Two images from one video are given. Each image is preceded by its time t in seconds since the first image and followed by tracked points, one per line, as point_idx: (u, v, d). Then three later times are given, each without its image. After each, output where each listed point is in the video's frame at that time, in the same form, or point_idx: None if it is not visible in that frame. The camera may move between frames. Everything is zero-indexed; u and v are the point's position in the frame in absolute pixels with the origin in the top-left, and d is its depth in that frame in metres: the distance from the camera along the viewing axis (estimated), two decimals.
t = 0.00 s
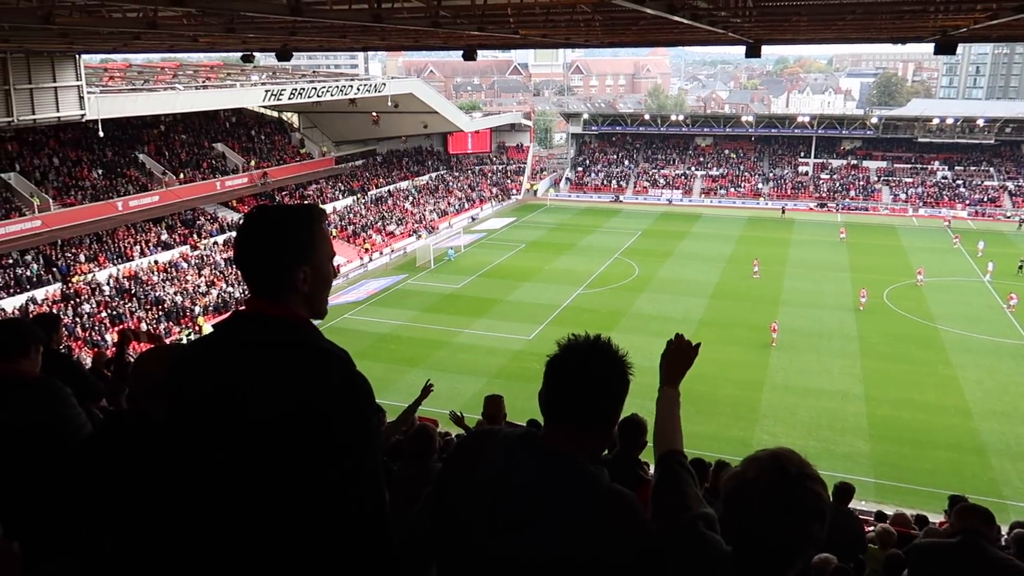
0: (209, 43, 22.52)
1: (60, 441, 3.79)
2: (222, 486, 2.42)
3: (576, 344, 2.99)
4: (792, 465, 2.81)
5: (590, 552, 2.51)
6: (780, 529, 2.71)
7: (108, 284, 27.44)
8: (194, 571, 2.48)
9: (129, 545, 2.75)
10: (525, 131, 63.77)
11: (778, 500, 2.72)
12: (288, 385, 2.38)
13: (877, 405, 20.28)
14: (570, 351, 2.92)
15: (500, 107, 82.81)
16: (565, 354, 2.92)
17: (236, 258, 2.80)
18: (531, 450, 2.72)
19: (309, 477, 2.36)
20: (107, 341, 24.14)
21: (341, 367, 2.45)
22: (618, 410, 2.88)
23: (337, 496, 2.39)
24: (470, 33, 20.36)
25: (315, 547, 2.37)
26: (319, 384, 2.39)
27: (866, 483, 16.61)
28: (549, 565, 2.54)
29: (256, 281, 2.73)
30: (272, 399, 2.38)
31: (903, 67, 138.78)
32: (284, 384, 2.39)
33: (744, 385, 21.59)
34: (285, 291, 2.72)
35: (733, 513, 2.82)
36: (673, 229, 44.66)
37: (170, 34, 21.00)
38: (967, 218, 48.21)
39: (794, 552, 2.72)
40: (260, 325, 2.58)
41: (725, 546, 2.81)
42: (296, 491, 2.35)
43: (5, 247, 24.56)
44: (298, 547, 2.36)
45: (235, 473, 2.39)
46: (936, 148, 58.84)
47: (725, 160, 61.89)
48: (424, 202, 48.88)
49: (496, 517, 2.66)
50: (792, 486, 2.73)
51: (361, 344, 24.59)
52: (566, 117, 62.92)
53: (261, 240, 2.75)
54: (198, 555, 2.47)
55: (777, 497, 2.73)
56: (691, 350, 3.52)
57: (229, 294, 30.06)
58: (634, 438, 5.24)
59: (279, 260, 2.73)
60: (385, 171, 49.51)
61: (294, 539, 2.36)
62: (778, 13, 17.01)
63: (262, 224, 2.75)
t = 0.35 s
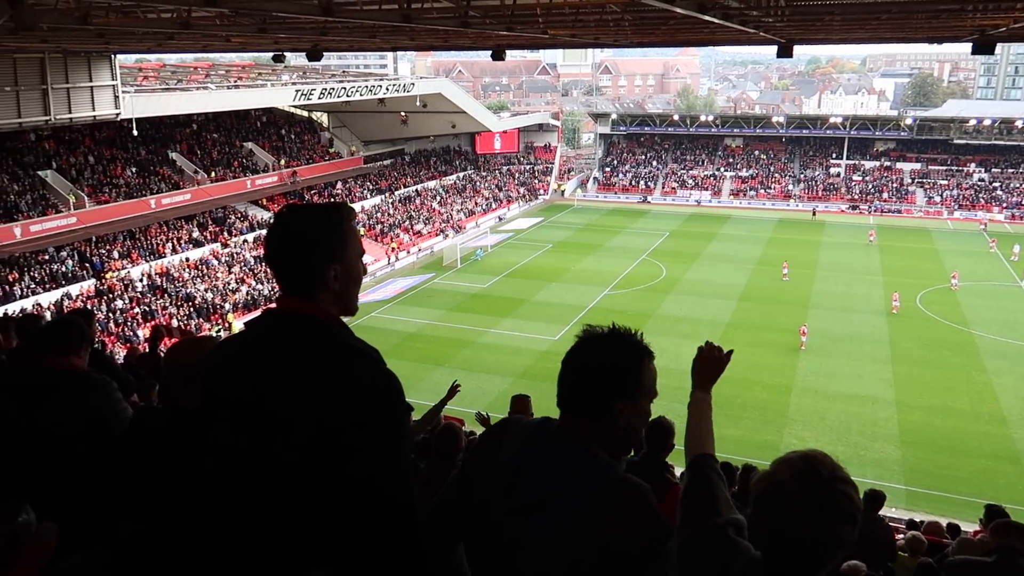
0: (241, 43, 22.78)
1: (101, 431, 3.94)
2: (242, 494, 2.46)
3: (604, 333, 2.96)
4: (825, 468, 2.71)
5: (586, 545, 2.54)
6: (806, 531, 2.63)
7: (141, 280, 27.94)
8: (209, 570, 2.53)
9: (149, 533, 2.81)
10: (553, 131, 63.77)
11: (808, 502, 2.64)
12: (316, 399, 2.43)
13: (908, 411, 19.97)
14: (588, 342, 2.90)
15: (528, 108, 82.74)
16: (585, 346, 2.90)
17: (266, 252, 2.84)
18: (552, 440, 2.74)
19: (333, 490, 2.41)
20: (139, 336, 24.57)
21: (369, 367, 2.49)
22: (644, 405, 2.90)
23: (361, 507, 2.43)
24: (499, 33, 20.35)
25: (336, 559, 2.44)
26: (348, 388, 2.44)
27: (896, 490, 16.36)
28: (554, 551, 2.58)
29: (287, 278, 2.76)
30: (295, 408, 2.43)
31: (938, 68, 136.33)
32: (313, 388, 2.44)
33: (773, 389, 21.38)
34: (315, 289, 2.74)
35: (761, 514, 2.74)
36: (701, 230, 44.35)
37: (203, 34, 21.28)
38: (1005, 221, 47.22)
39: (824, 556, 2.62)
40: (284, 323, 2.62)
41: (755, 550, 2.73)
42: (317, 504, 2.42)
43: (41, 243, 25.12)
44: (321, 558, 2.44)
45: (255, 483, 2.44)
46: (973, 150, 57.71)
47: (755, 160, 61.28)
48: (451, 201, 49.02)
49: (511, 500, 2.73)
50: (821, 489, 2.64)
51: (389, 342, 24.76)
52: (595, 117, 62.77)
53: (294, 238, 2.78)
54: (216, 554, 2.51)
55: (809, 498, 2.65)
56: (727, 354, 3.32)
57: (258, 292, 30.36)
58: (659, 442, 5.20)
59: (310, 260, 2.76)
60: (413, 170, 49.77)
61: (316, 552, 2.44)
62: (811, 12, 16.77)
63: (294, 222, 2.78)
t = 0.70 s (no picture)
0: (271, 43, 23.04)
1: (140, 426, 3.96)
2: (280, 497, 2.56)
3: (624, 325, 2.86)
4: (852, 470, 2.58)
5: (580, 539, 2.33)
6: (831, 534, 2.52)
7: (171, 276, 28.36)
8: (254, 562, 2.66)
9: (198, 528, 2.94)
10: (580, 131, 63.75)
11: (836, 504, 2.51)
12: (337, 399, 2.49)
13: (940, 417, 19.67)
14: (606, 337, 2.79)
15: (556, 107, 82.72)
16: (602, 338, 2.79)
17: (299, 250, 2.93)
18: (567, 429, 2.57)
19: (356, 487, 2.47)
20: (168, 331, 24.94)
21: (394, 364, 2.52)
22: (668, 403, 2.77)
23: (386, 503, 2.47)
24: (527, 33, 20.36)
25: (368, 556, 2.50)
26: (370, 388, 2.48)
27: (926, 497, 16.11)
28: (547, 541, 2.38)
29: (320, 276, 2.82)
30: (318, 408, 2.52)
31: (974, 67, 133.87)
32: (340, 391, 2.49)
33: (800, 393, 21.18)
34: (348, 287, 2.80)
35: (786, 516, 2.62)
36: (729, 231, 44.03)
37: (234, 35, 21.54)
38: None
39: (849, 559, 2.51)
40: (312, 322, 2.71)
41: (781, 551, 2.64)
42: (344, 501, 2.48)
43: (75, 238, 25.66)
44: (350, 557, 2.51)
45: (289, 485, 2.55)
46: (1009, 151, 56.62)
47: (784, 161, 60.79)
48: (478, 201, 49.14)
49: (517, 484, 2.52)
50: (849, 492, 2.51)
51: (414, 340, 24.92)
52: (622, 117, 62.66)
53: (324, 237, 2.85)
54: (260, 550, 2.64)
55: (837, 500, 2.52)
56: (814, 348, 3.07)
57: (285, 288, 30.71)
58: (685, 446, 5.13)
59: (341, 260, 2.82)
60: (440, 169, 50.00)
61: (348, 548, 2.51)
62: (843, 11, 16.56)
63: (326, 223, 2.87)
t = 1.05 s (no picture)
0: (296, 43, 23.25)
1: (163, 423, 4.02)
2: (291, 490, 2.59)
3: (632, 327, 3.03)
4: (876, 477, 2.55)
5: (578, 528, 2.55)
6: (861, 541, 2.48)
7: (197, 274, 28.73)
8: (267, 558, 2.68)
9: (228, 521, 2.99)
10: (603, 132, 63.59)
11: (860, 511, 2.49)
12: (355, 396, 2.52)
13: (966, 423, 19.36)
14: (618, 336, 3.00)
15: (579, 108, 82.57)
16: (615, 339, 3.00)
17: (326, 246, 2.95)
18: (571, 423, 2.81)
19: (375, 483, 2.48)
20: (193, 329, 25.22)
21: (416, 366, 2.53)
22: (675, 401, 2.94)
23: (398, 502, 2.46)
24: (551, 34, 20.36)
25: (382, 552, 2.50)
26: (387, 389, 2.49)
27: (952, 505, 15.86)
28: (546, 529, 2.62)
29: (349, 276, 2.84)
30: (341, 404, 2.55)
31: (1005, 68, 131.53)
32: (363, 392, 2.52)
33: (824, 397, 20.96)
34: (378, 286, 2.83)
35: (812, 525, 2.59)
36: (753, 233, 43.69)
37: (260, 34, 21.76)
38: None
39: (873, 567, 2.49)
40: (340, 319, 2.73)
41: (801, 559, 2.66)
42: (362, 497, 2.49)
43: (104, 235, 26.10)
44: (367, 555, 2.50)
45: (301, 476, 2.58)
46: None
47: (810, 163, 60.20)
48: (500, 201, 49.20)
49: (519, 472, 2.79)
50: (874, 497, 2.48)
51: (436, 340, 25.03)
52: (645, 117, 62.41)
53: (353, 235, 2.88)
54: (274, 545, 2.66)
55: (861, 508, 2.49)
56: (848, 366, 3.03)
57: (309, 287, 30.97)
58: (705, 450, 5.08)
59: (373, 259, 2.84)
60: (463, 169, 50.15)
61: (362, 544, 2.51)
62: (871, 12, 16.36)
63: (353, 222, 2.89)
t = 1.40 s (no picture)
0: (316, 43, 23.33)
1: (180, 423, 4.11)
2: (301, 477, 2.63)
3: (650, 328, 3.02)
4: (901, 489, 2.55)
5: (593, 528, 2.55)
6: (888, 552, 2.47)
7: (216, 272, 28.97)
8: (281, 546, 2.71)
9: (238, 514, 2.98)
10: (621, 133, 63.47)
11: (886, 521, 2.49)
12: (374, 389, 2.55)
13: (988, 431, 19.13)
14: (635, 341, 2.97)
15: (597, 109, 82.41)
16: (632, 341, 2.98)
17: (349, 244, 2.93)
18: (586, 423, 2.80)
19: (389, 472, 2.51)
20: (212, 326, 25.42)
21: (432, 359, 2.57)
22: (692, 403, 2.94)
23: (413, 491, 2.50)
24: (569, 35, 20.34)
25: (391, 543, 2.54)
26: (403, 381, 2.52)
27: (973, 513, 15.68)
28: (558, 526, 2.64)
29: (369, 272, 2.83)
30: (358, 397, 2.56)
31: None
32: (381, 384, 2.54)
33: (842, 402, 20.80)
34: (401, 286, 2.82)
35: (838, 534, 2.58)
36: (771, 236, 43.41)
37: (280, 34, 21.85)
38: None
39: None
40: (356, 315, 2.72)
41: None
42: (375, 486, 2.52)
43: (125, 234, 26.38)
44: (379, 543, 2.54)
45: (308, 463, 2.62)
46: None
47: (829, 166, 59.73)
48: (517, 202, 49.22)
49: (536, 470, 2.78)
50: (901, 508, 2.48)
51: (452, 340, 25.11)
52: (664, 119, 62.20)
53: (377, 236, 2.86)
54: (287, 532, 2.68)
55: (886, 518, 2.49)
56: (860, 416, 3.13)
57: (326, 286, 31.15)
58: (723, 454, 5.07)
59: (395, 257, 2.81)
60: (480, 170, 50.23)
61: (370, 532, 2.54)
62: (894, 14, 16.20)
63: (376, 224, 2.87)
